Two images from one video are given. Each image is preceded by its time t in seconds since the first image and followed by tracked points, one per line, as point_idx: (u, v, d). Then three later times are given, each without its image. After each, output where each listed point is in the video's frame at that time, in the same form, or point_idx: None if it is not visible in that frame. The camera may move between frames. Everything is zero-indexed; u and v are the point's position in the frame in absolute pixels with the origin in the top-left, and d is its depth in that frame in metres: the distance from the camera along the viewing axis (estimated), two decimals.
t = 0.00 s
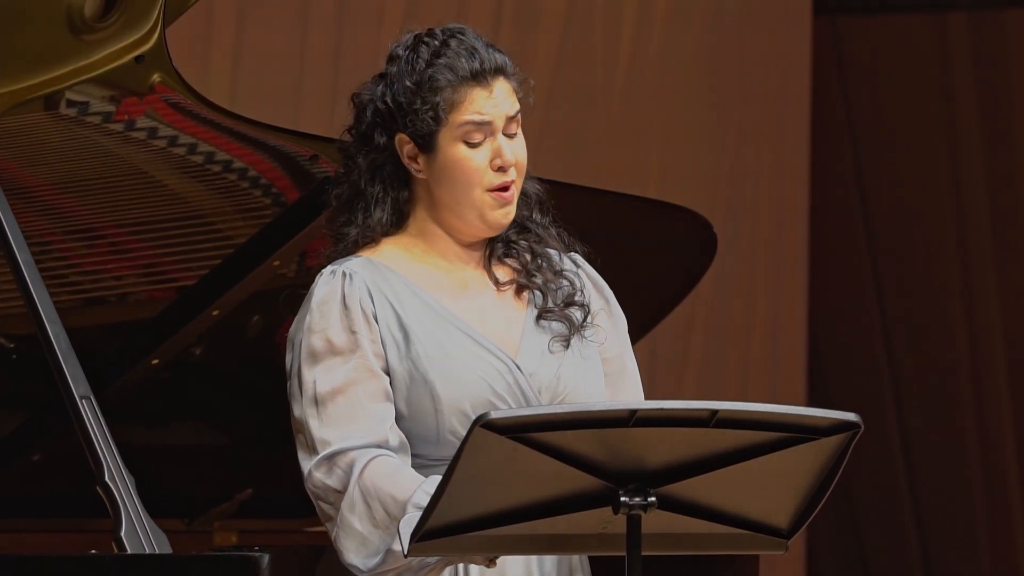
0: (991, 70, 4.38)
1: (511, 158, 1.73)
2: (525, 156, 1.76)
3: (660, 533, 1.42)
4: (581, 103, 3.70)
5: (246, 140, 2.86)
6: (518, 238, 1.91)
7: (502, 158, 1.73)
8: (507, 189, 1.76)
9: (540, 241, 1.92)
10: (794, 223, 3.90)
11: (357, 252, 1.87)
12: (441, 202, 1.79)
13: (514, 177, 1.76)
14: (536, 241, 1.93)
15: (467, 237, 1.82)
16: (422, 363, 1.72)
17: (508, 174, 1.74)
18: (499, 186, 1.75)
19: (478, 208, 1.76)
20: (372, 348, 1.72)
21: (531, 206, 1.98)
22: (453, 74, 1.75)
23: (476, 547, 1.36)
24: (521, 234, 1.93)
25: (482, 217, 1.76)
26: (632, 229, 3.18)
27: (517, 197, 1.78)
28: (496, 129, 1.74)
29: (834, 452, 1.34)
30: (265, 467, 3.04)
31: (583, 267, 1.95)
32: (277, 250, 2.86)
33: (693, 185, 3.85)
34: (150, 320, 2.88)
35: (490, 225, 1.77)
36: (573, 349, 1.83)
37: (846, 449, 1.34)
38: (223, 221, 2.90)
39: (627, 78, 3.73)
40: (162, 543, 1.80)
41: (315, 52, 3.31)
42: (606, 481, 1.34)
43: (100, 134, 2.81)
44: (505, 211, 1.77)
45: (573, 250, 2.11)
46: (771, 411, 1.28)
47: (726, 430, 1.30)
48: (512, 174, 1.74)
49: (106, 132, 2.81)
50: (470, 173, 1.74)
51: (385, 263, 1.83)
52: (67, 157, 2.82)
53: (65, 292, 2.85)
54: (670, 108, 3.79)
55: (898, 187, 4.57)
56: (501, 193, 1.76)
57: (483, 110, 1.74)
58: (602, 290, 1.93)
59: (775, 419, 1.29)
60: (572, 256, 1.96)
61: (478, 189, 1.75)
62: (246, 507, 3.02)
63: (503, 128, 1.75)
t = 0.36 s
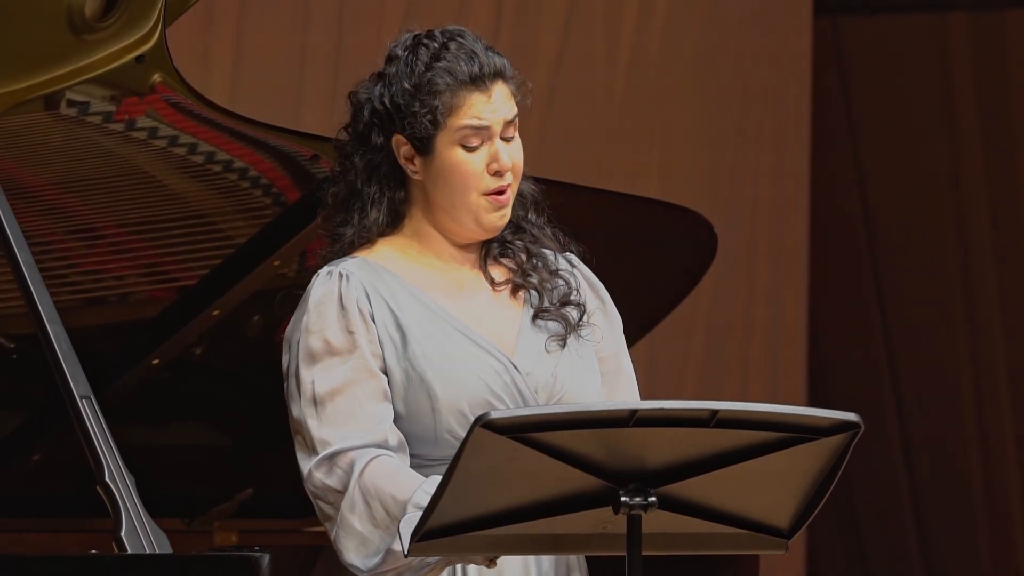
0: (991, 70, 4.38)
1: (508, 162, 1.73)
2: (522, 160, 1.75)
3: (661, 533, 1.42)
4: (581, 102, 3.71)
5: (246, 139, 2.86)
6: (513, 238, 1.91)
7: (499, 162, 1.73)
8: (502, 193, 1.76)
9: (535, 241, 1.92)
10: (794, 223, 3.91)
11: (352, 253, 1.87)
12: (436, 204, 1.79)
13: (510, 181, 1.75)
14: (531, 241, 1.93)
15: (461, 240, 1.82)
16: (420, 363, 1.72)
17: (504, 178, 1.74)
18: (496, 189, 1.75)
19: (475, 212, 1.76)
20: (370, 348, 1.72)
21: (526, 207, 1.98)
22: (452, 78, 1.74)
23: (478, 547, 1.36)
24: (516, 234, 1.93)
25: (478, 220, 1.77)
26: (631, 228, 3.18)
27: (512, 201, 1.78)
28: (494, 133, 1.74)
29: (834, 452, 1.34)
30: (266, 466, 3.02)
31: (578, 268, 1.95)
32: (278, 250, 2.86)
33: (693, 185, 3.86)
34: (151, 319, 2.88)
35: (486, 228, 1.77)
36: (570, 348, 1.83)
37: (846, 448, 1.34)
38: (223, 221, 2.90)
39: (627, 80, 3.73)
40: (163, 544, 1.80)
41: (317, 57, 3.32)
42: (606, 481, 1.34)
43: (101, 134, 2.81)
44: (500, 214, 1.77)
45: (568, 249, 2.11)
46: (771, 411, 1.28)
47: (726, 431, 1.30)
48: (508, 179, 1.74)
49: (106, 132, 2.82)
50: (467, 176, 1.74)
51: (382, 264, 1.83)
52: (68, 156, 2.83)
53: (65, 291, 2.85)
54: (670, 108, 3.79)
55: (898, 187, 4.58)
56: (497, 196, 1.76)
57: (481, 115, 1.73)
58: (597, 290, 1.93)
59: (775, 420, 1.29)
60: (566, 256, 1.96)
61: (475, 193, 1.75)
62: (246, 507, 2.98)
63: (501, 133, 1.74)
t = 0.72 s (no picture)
0: (991, 70, 4.38)
1: (500, 168, 1.73)
2: (514, 164, 1.75)
3: (660, 533, 1.43)
4: (582, 103, 3.71)
5: (245, 139, 2.86)
6: (506, 237, 1.91)
7: (491, 168, 1.73)
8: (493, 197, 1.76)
9: (528, 241, 1.92)
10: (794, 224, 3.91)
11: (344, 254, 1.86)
12: (427, 206, 1.79)
13: (502, 185, 1.75)
14: (524, 240, 1.93)
15: (453, 241, 1.82)
16: (415, 364, 1.72)
17: (496, 183, 1.74)
18: (487, 194, 1.75)
19: (466, 216, 1.76)
20: (366, 348, 1.72)
21: (518, 206, 1.98)
22: (445, 84, 1.73)
23: (477, 546, 1.36)
24: (509, 233, 1.93)
25: (469, 224, 1.76)
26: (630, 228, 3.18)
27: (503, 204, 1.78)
28: (485, 139, 1.73)
29: (834, 451, 1.34)
30: (266, 467, 3.03)
31: (570, 267, 1.95)
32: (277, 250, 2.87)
33: (693, 186, 3.86)
34: (150, 319, 2.88)
35: (479, 231, 1.77)
36: (563, 347, 1.83)
37: (846, 447, 1.34)
38: (223, 221, 2.91)
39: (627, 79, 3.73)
40: (162, 545, 1.80)
41: (316, 57, 3.32)
42: (606, 481, 1.34)
43: (100, 134, 2.82)
44: (491, 217, 1.77)
45: (560, 248, 2.10)
46: (770, 410, 1.28)
47: (726, 431, 1.30)
48: (500, 183, 1.74)
49: (106, 132, 2.82)
50: (458, 181, 1.74)
51: (376, 264, 1.82)
52: (68, 157, 2.83)
53: (64, 291, 2.83)
54: (670, 108, 3.79)
55: (898, 187, 4.57)
56: (489, 200, 1.76)
57: (474, 120, 1.73)
58: (590, 290, 1.93)
59: (775, 419, 1.29)
60: (558, 255, 1.96)
61: (467, 197, 1.75)
62: (246, 507, 2.99)
63: (493, 137, 1.74)
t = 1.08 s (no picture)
0: (991, 70, 4.38)
1: (491, 169, 1.72)
2: (505, 164, 1.74)
3: (659, 532, 1.43)
4: (583, 102, 3.70)
5: (244, 138, 2.85)
6: (497, 236, 1.91)
7: (482, 169, 1.73)
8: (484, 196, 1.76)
9: (519, 239, 1.92)
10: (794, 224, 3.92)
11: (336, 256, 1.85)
12: (418, 207, 1.78)
13: (493, 185, 1.75)
14: (515, 238, 1.92)
15: (444, 240, 1.81)
16: (411, 363, 1.72)
17: (486, 184, 1.74)
18: (478, 194, 1.74)
19: (458, 216, 1.76)
20: (362, 347, 1.72)
21: (509, 204, 1.97)
22: (435, 86, 1.72)
23: (477, 545, 1.36)
24: (499, 231, 1.93)
25: (460, 224, 1.76)
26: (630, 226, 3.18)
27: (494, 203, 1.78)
28: (476, 140, 1.73)
29: (834, 449, 1.34)
30: (266, 466, 3.03)
31: (561, 264, 1.95)
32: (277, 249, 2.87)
33: (693, 185, 3.86)
34: (150, 318, 2.89)
35: (470, 230, 1.77)
36: (557, 344, 1.84)
37: (846, 446, 1.34)
38: (223, 219, 2.90)
39: (628, 79, 3.73)
40: (162, 544, 1.80)
41: (315, 56, 3.32)
42: (605, 480, 1.34)
43: (101, 133, 2.82)
44: (482, 216, 1.77)
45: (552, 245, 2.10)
46: (770, 409, 1.28)
47: (726, 430, 1.30)
48: (491, 183, 1.74)
49: (107, 131, 2.82)
50: (450, 182, 1.73)
51: (370, 264, 1.82)
52: (68, 155, 2.83)
53: (65, 290, 2.85)
54: (670, 107, 3.79)
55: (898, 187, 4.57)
56: (479, 200, 1.75)
57: (465, 122, 1.72)
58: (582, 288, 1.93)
59: (776, 418, 1.29)
60: (550, 253, 1.95)
61: (458, 198, 1.74)
62: (246, 506, 3.00)
63: (483, 138, 1.73)
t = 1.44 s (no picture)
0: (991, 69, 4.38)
1: (482, 163, 1.72)
2: (497, 158, 1.74)
3: (659, 530, 1.43)
4: (582, 101, 3.71)
5: (243, 135, 2.82)
6: (490, 234, 1.93)
7: (473, 164, 1.72)
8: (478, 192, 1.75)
9: (511, 236, 1.95)
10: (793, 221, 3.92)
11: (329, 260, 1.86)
12: (411, 206, 1.78)
13: (486, 180, 1.74)
14: (509, 236, 1.95)
15: (433, 237, 1.82)
16: (408, 361, 1.72)
17: (479, 179, 1.73)
18: (471, 190, 1.74)
19: (452, 213, 1.75)
20: (359, 346, 1.72)
21: (502, 202, 2.00)
22: (422, 84, 1.72)
23: (477, 545, 1.36)
24: (492, 230, 1.95)
25: (454, 221, 1.76)
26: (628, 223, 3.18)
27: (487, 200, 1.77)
28: (466, 135, 1.72)
29: (835, 449, 1.34)
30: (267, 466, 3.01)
31: (555, 263, 1.97)
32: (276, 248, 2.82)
33: (692, 184, 3.86)
34: (150, 318, 2.88)
35: (464, 227, 1.77)
36: (552, 343, 1.84)
37: (847, 445, 1.34)
38: (222, 218, 2.85)
39: (627, 77, 3.74)
40: (163, 543, 1.80)
41: (317, 55, 3.32)
42: (606, 478, 1.34)
43: (100, 132, 2.85)
44: (476, 213, 1.76)
45: (545, 245, 2.12)
46: (772, 409, 1.27)
47: (727, 429, 1.29)
48: (484, 178, 1.73)
49: (107, 130, 2.85)
50: (442, 179, 1.73)
51: (366, 264, 1.83)
52: (68, 154, 2.87)
53: (67, 290, 2.87)
54: (669, 106, 3.79)
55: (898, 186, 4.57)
56: (471, 197, 1.75)
57: (454, 118, 1.72)
58: (575, 288, 1.95)
59: (777, 417, 1.29)
60: (542, 251, 1.97)
61: (450, 195, 1.74)
62: (247, 504, 3.00)
63: (473, 133, 1.73)
